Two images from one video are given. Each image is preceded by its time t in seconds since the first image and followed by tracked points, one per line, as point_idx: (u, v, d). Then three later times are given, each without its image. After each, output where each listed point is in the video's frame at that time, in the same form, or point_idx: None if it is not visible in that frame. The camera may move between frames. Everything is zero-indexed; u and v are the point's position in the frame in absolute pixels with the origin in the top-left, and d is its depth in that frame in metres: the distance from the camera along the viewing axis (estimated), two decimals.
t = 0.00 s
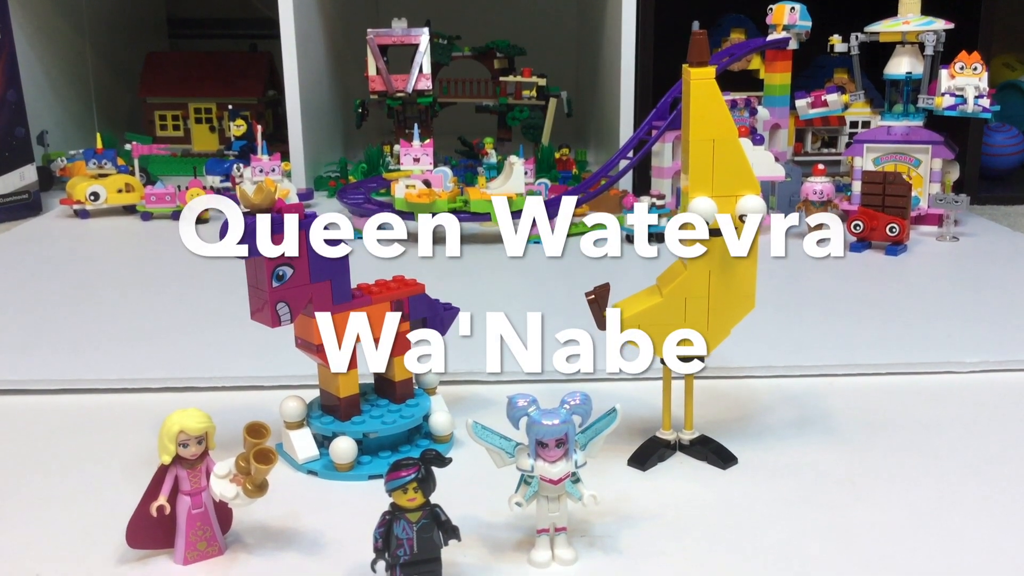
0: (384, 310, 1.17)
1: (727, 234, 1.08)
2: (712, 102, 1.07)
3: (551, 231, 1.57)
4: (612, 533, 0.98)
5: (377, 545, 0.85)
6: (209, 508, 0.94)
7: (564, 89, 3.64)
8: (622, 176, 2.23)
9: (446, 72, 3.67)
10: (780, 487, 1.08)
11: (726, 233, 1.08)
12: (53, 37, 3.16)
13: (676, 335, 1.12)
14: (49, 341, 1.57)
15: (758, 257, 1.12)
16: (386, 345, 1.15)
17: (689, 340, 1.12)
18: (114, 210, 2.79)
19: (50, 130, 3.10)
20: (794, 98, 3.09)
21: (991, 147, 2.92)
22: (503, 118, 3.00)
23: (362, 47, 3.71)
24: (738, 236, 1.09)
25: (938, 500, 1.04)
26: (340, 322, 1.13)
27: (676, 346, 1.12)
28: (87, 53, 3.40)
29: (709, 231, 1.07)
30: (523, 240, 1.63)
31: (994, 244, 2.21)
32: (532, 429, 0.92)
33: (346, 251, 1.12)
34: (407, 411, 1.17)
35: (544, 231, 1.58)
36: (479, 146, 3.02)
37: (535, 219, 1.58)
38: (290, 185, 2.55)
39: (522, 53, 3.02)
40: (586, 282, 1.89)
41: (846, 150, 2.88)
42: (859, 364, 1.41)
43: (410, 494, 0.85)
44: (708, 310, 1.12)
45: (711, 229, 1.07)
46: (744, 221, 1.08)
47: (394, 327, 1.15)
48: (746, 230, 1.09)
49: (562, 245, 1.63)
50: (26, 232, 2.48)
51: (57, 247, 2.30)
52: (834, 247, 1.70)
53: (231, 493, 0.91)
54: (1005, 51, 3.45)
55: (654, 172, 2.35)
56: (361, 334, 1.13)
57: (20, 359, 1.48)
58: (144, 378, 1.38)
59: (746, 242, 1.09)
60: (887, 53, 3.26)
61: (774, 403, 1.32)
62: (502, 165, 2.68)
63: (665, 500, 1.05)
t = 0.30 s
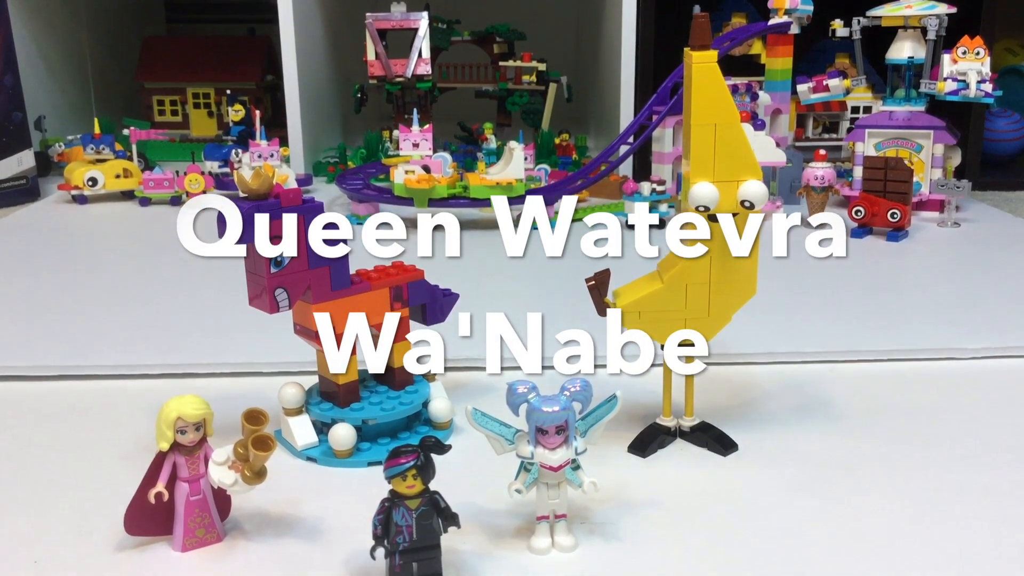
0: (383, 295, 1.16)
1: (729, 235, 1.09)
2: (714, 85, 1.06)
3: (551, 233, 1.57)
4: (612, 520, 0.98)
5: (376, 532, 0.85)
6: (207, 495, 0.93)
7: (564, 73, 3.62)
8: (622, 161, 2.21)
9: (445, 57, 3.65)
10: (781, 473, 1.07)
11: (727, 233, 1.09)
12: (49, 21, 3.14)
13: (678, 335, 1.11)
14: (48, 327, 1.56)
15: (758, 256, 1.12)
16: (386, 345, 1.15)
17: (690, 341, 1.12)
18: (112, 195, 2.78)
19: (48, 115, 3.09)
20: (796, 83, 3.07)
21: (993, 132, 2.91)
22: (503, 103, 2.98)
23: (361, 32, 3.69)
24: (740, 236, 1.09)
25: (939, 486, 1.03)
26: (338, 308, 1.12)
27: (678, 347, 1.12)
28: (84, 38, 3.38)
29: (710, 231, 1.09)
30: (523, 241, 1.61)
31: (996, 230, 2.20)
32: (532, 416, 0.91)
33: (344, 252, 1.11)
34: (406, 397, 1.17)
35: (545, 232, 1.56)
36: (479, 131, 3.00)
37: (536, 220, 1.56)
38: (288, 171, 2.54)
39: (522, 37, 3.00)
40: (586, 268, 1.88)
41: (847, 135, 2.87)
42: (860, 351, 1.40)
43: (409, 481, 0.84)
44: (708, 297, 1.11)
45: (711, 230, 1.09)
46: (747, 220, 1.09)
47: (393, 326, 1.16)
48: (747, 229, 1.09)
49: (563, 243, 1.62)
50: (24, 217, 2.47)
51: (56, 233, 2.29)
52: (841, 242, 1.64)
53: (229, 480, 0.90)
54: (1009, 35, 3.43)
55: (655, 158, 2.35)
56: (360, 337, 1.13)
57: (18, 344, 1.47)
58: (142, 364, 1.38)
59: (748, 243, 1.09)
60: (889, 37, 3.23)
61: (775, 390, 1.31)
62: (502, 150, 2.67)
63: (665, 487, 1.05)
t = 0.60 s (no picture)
0: (382, 281, 1.16)
1: (731, 234, 1.08)
2: (716, 69, 1.04)
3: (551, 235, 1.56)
4: (612, 506, 0.98)
5: (375, 518, 0.84)
6: (205, 482, 0.93)
7: (564, 58, 3.60)
8: (622, 147, 2.19)
9: (444, 41, 3.63)
10: (781, 459, 1.07)
11: (728, 232, 1.08)
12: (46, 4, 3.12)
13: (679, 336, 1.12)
14: (46, 312, 1.55)
15: (759, 258, 1.11)
16: (385, 345, 1.15)
17: (691, 341, 1.12)
18: (110, 180, 2.77)
19: (45, 100, 3.07)
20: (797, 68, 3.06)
21: (994, 118, 2.90)
22: (502, 88, 2.96)
23: (359, 16, 3.66)
24: (741, 235, 1.09)
25: (941, 473, 1.03)
26: (336, 294, 1.11)
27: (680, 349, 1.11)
28: (81, 22, 3.35)
29: (710, 230, 1.08)
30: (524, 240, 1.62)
31: (997, 216, 2.19)
32: (532, 402, 0.90)
33: (344, 252, 1.10)
34: (405, 383, 1.17)
35: (544, 232, 1.56)
36: (478, 116, 2.99)
37: (535, 219, 1.56)
38: (286, 156, 2.52)
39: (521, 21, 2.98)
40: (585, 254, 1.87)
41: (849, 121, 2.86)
42: (861, 336, 1.40)
43: (408, 468, 0.84)
44: (708, 284, 1.11)
45: (712, 229, 1.08)
46: (749, 219, 1.09)
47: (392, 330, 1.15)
48: (749, 228, 1.09)
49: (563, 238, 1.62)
50: (21, 203, 2.46)
51: (53, 218, 2.28)
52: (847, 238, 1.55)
53: (227, 467, 0.90)
54: (1011, 19, 3.41)
55: (655, 144, 2.34)
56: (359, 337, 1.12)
57: (16, 330, 1.46)
58: (140, 350, 1.37)
59: (749, 242, 1.09)
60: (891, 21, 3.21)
61: (776, 376, 1.31)
62: (502, 135, 2.66)
63: (665, 473, 1.04)
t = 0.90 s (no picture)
0: (381, 264, 1.15)
1: (732, 233, 1.08)
2: (721, 48, 1.03)
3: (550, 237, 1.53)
4: (613, 490, 0.97)
5: (375, 502, 0.84)
6: (204, 465, 0.92)
7: (563, 39, 3.58)
8: (622, 129, 2.17)
9: (443, 23, 3.60)
10: (782, 443, 1.07)
11: (730, 233, 1.08)
12: None
13: (681, 339, 1.10)
14: (44, 295, 1.55)
15: (759, 258, 1.11)
16: (384, 346, 1.13)
17: (693, 342, 1.11)
18: (107, 162, 2.75)
19: (43, 81, 3.05)
20: (799, 49, 3.04)
21: (996, 100, 2.88)
22: (502, 70, 2.94)
23: None
24: (742, 235, 1.09)
25: (943, 456, 1.03)
26: (337, 278, 1.11)
27: (681, 349, 1.11)
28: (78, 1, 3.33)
29: (711, 231, 1.08)
30: (524, 239, 1.57)
31: (999, 199, 2.18)
32: (532, 386, 0.90)
33: (343, 252, 1.10)
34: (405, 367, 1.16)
35: (544, 234, 1.52)
36: (478, 98, 2.97)
37: (536, 220, 1.51)
38: (285, 138, 2.51)
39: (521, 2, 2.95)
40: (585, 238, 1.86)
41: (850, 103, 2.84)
42: (862, 320, 1.39)
43: (408, 452, 0.84)
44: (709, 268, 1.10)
45: (714, 230, 1.08)
46: (750, 221, 1.09)
47: (390, 330, 1.15)
48: (751, 229, 1.09)
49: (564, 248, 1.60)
50: (18, 185, 2.45)
51: (50, 201, 2.27)
52: (849, 234, 1.45)
53: (226, 450, 0.89)
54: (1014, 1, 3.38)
55: (655, 126, 2.32)
56: (359, 336, 1.11)
57: (15, 313, 1.46)
58: (138, 333, 1.36)
59: (750, 243, 1.09)
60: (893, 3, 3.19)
61: (777, 360, 1.30)
62: (501, 118, 2.64)
63: (666, 457, 1.04)
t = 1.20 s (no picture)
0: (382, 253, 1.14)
1: (733, 233, 1.08)
2: (723, 35, 1.02)
3: (551, 235, 1.52)
4: (613, 478, 0.97)
5: (375, 491, 0.84)
6: (204, 454, 0.92)
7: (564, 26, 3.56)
8: (623, 117, 2.16)
9: (443, 9, 3.59)
10: (782, 431, 1.07)
11: (731, 232, 1.08)
12: None
13: (682, 339, 1.10)
14: (44, 283, 1.54)
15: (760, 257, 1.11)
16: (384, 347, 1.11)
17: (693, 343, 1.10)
18: (107, 150, 2.74)
19: (42, 69, 3.04)
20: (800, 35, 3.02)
21: (998, 88, 2.87)
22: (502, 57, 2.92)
23: None
24: (745, 235, 1.09)
25: (943, 444, 1.03)
26: (337, 266, 1.10)
27: (682, 349, 1.10)
28: None
29: (713, 231, 1.08)
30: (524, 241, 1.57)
31: (1001, 187, 2.18)
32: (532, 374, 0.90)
33: (343, 252, 1.09)
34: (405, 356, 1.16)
35: (544, 232, 1.51)
36: (478, 85, 2.96)
37: (536, 219, 1.50)
38: (284, 126, 2.50)
39: None
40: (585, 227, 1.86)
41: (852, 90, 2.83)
42: (863, 309, 1.39)
43: (408, 440, 0.83)
44: (710, 258, 1.09)
45: (715, 230, 1.08)
46: (752, 219, 1.09)
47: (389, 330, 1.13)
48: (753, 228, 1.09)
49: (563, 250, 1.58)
50: (17, 172, 2.44)
51: (49, 188, 2.26)
52: (851, 234, 1.45)
53: (226, 439, 0.89)
54: None
55: (656, 113, 2.31)
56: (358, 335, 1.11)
57: (15, 300, 1.46)
58: (138, 321, 1.36)
59: (752, 242, 1.09)
60: None
61: (778, 348, 1.30)
62: (502, 105, 2.63)
63: (666, 446, 1.04)
